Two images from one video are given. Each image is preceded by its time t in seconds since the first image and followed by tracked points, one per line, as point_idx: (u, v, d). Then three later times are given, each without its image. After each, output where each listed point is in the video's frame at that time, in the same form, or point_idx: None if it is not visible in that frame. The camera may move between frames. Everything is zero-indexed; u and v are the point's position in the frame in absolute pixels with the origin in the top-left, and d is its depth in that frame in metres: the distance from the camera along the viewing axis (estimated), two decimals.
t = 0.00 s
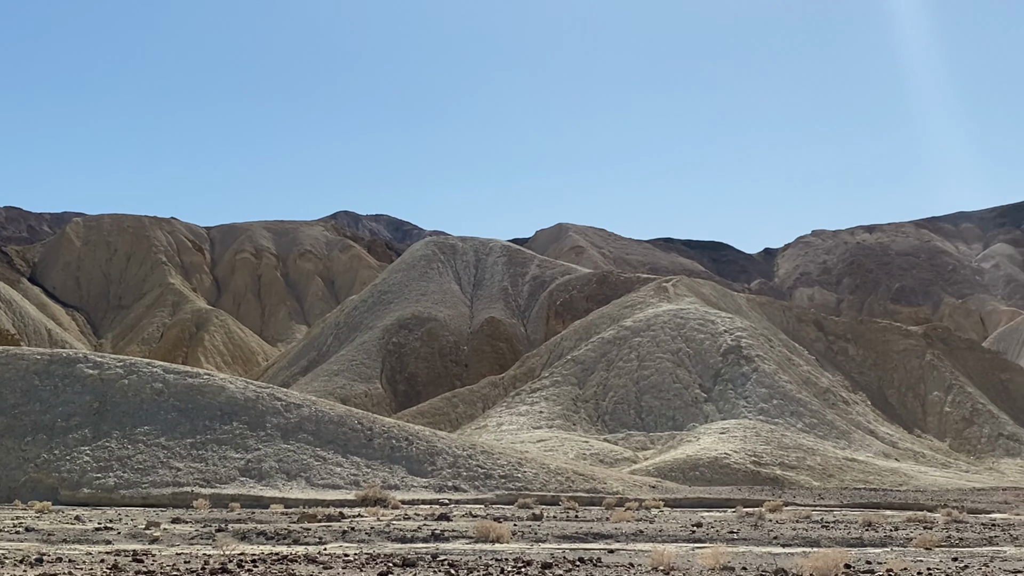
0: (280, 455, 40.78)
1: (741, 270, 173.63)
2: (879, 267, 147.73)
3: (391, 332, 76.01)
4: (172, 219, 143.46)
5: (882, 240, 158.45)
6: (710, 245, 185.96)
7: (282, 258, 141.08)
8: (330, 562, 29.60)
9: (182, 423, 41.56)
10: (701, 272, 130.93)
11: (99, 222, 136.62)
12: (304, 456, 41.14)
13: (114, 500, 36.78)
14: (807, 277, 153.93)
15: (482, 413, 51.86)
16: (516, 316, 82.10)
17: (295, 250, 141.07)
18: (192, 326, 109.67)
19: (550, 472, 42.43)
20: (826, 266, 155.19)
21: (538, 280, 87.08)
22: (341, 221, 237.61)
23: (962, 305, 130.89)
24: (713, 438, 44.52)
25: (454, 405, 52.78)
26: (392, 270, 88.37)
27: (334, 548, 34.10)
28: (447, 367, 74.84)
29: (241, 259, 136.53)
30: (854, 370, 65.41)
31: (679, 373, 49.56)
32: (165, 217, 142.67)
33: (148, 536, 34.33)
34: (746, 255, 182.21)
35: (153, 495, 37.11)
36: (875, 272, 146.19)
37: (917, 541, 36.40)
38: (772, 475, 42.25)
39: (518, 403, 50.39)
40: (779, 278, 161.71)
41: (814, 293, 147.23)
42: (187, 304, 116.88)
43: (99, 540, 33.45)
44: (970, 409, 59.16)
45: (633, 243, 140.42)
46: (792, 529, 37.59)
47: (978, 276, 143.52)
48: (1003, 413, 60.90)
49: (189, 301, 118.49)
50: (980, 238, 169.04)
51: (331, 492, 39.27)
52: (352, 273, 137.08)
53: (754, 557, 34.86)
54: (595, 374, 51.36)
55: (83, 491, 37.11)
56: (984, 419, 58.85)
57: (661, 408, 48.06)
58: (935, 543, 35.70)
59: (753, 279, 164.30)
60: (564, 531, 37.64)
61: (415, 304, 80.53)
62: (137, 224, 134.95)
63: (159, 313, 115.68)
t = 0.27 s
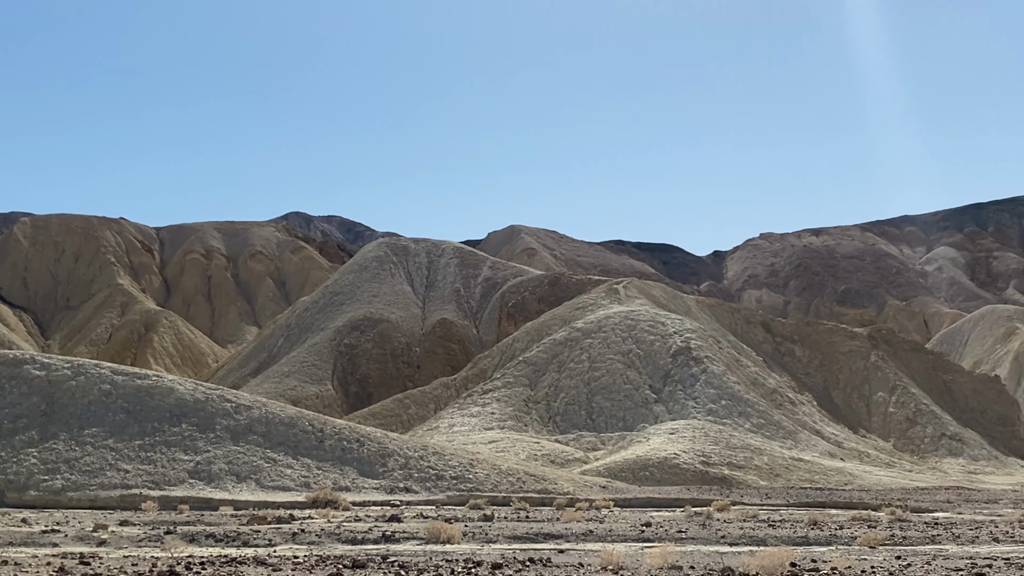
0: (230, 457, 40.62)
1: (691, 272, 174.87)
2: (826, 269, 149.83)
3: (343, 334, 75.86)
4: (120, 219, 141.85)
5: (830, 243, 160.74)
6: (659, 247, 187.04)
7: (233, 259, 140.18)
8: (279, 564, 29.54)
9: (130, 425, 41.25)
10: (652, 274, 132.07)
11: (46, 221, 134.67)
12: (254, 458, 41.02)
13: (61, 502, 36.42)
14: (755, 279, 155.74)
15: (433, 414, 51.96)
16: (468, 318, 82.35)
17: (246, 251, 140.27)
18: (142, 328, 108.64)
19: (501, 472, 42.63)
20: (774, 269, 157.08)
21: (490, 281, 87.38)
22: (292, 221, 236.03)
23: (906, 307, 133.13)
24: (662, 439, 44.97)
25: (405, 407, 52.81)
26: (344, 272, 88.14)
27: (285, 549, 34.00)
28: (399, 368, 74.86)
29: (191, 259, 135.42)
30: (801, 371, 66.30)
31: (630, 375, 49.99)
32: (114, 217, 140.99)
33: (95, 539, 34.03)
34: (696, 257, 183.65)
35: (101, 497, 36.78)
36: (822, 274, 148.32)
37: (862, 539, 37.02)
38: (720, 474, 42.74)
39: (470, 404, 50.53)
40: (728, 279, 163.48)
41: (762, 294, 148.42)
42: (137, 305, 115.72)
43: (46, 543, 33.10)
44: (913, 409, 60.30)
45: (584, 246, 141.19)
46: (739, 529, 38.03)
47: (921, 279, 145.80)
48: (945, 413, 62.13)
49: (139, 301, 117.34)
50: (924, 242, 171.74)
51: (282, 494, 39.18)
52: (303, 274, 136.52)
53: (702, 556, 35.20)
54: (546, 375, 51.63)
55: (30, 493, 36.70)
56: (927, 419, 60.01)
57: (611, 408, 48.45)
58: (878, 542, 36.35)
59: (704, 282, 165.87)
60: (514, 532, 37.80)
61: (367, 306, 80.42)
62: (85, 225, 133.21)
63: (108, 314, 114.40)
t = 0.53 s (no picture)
0: (175, 461, 40.04)
1: (641, 274, 175.74)
2: (773, 272, 151.36)
3: (291, 335, 75.28)
4: (64, 219, 139.38)
5: (777, 246, 162.47)
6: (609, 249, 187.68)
7: (178, 260, 138.52)
8: (226, 569, 29.09)
9: (74, 428, 40.50)
10: (602, 275, 132.61)
11: None
12: (201, 462, 40.47)
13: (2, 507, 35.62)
14: (704, 282, 156.91)
15: (383, 416, 51.63)
16: (418, 319, 82.15)
17: (192, 252, 138.72)
18: (85, 328, 106.93)
19: (452, 476, 42.42)
20: (723, 272, 158.39)
21: (441, 283, 87.18)
22: (240, 222, 233.94)
23: (852, 310, 134.72)
24: (612, 441, 45.04)
25: (354, 409, 52.43)
26: (293, 273, 87.24)
27: (232, 554, 33.52)
28: (348, 370, 74.46)
29: (136, 260, 133.54)
30: (749, 373, 66.80)
31: (580, 377, 50.08)
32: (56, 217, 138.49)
33: (37, 544, 33.32)
34: (644, 259, 184.60)
35: (43, 501, 36.02)
36: (769, 277, 149.84)
37: (808, 540, 37.33)
38: (670, 476, 42.90)
39: (421, 406, 50.25)
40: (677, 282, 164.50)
41: (711, 297, 150.22)
42: (81, 305, 113.88)
43: None
44: (860, 411, 61.05)
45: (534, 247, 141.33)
46: (687, 530, 38.18)
47: (867, 282, 148.61)
48: (890, 415, 62.96)
49: (83, 302, 115.49)
50: (870, 246, 174.80)
51: (229, 498, 38.68)
52: (250, 275, 135.29)
53: (651, 558, 35.25)
54: (496, 377, 51.53)
55: None
56: (873, 421, 60.75)
57: (561, 410, 48.47)
58: (824, 542, 36.68)
59: (653, 284, 166.76)
60: (464, 535, 37.60)
61: (317, 307, 79.80)
62: (26, 224, 130.67)
63: (51, 315, 112.43)
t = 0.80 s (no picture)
0: (121, 465, 39.52)
1: (591, 277, 176.31)
2: (722, 275, 152.66)
3: (239, 338, 74.74)
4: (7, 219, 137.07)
5: (726, 250, 163.95)
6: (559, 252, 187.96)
7: (124, 261, 136.84)
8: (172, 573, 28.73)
9: (16, 431, 39.81)
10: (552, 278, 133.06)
11: None
12: (147, 466, 39.99)
13: None
14: (654, 284, 157.70)
15: (332, 419, 51.34)
16: (368, 322, 82.02)
17: (139, 253, 137.15)
18: (29, 330, 105.28)
19: (401, 479, 42.27)
20: (673, 275, 159.36)
21: (391, 286, 86.99)
22: (187, 223, 231.74)
23: (800, 313, 136.10)
24: (562, 443, 45.14)
25: (303, 413, 52.08)
26: (241, 274, 86.24)
27: (178, 558, 33.12)
28: (296, 373, 74.21)
29: (81, 261, 131.66)
30: (697, 376, 67.25)
31: (530, 379, 50.17)
32: None
33: None
34: (595, 262, 185.33)
35: None
36: (718, 280, 151.11)
37: (755, 541, 37.66)
38: (618, 478, 43.08)
39: (370, 409, 50.01)
40: (627, 285, 165.37)
41: (661, 300, 151.13)
42: (24, 307, 112.09)
43: None
44: (806, 413, 61.70)
45: (485, 250, 141.32)
46: (636, 532, 38.33)
47: (815, 286, 150.62)
48: (835, 418, 63.70)
49: (26, 303, 113.69)
50: (816, 250, 176.93)
51: (175, 502, 38.26)
52: (197, 277, 134.00)
53: (599, 561, 35.35)
54: (446, 380, 51.43)
55: None
56: (819, 423, 61.42)
57: (511, 413, 48.51)
58: (771, 544, 37.02)
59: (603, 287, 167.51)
60: (412, 538, 37.45)
61: (265, 309, 79.26)
62: None
63: None
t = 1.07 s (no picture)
0: (65, 468, 38.97)
1: (543, 280, 176.66)
2: (672, 279, 153.57)
3: (186, 340, 74.14)
4: None
5: (676, 253, 165.03)
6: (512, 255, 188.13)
7: (70, 261, 135.09)
8: None
9: None
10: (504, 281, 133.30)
11: None
12: (92, 469, 39.47)
13: None
14: (605, 287, 158.30)
15: (281, 423, 50.99)
16: (318, 324, 81.81)
17: (85, 254, 135.46)
18: None
19: (351, 482, 42.08)
20: (624, 278, 160.13)
21: (341, 288, 86.70)
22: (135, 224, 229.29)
23: (749, 317, 137.16)
24: (512, 446, 45.16)
25: (251, 416, 51.69)
26: (189, 276, 85.29)
27: (123, 562, 32.67)
28: (245, 375, 73.83)
29: (26, 261, 129.70)
30: (648, 379, 67.57)
31: (481, 382, 50.17)
32: None
33: None
34: (546, 265, 185.71)
35: None
36: (669, 283, 152.00)
37: (704, 543, 37.88)
38: (569, 481, 43.17)
39: (320, 412, 49.73)
40: (579, 287, 165.88)
41: (613, 303, 151.67)
42: None
43: None
44: (755, 416, 62.19)
45: (437, 252, 141.21)
46: (586, 535, 38.38)
47: (763, 290, 152.27)
48: (783, 420, 64.29)
49: None
50: (766, 254, 178.66)
51: (121, 506, 37.79)
52: (145, 278, 132.59)
53: (549, 563, 35.37)
54: (397, 383, 51.28)
55: None
56: (767, 425, 61.95)
57: (462, 416, 48.48)
58: (719, 546, 37.24)
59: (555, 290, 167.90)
60: (362, 542, 37.23)
61: (215, 311, 78.66)
62: None
63: None
